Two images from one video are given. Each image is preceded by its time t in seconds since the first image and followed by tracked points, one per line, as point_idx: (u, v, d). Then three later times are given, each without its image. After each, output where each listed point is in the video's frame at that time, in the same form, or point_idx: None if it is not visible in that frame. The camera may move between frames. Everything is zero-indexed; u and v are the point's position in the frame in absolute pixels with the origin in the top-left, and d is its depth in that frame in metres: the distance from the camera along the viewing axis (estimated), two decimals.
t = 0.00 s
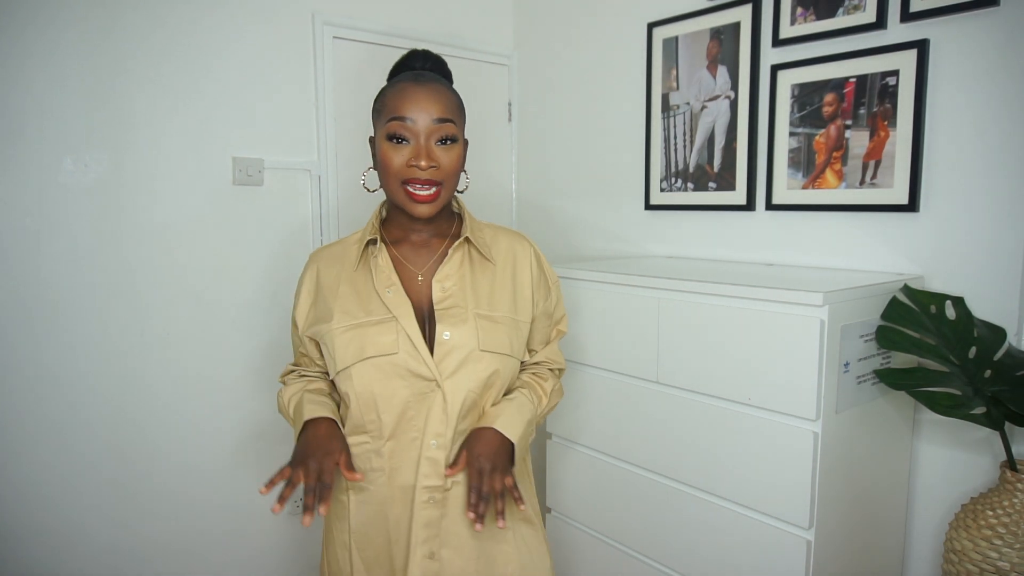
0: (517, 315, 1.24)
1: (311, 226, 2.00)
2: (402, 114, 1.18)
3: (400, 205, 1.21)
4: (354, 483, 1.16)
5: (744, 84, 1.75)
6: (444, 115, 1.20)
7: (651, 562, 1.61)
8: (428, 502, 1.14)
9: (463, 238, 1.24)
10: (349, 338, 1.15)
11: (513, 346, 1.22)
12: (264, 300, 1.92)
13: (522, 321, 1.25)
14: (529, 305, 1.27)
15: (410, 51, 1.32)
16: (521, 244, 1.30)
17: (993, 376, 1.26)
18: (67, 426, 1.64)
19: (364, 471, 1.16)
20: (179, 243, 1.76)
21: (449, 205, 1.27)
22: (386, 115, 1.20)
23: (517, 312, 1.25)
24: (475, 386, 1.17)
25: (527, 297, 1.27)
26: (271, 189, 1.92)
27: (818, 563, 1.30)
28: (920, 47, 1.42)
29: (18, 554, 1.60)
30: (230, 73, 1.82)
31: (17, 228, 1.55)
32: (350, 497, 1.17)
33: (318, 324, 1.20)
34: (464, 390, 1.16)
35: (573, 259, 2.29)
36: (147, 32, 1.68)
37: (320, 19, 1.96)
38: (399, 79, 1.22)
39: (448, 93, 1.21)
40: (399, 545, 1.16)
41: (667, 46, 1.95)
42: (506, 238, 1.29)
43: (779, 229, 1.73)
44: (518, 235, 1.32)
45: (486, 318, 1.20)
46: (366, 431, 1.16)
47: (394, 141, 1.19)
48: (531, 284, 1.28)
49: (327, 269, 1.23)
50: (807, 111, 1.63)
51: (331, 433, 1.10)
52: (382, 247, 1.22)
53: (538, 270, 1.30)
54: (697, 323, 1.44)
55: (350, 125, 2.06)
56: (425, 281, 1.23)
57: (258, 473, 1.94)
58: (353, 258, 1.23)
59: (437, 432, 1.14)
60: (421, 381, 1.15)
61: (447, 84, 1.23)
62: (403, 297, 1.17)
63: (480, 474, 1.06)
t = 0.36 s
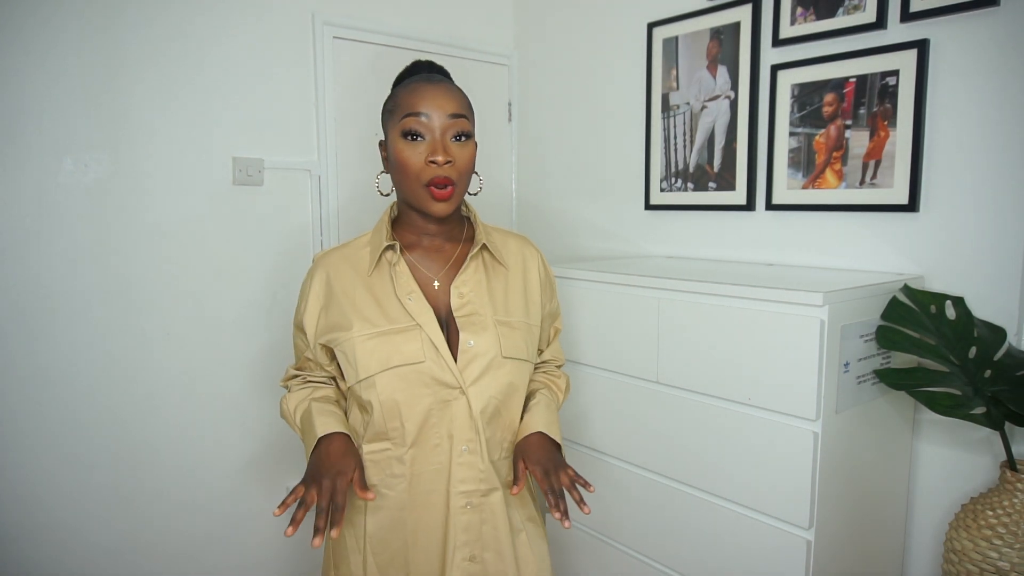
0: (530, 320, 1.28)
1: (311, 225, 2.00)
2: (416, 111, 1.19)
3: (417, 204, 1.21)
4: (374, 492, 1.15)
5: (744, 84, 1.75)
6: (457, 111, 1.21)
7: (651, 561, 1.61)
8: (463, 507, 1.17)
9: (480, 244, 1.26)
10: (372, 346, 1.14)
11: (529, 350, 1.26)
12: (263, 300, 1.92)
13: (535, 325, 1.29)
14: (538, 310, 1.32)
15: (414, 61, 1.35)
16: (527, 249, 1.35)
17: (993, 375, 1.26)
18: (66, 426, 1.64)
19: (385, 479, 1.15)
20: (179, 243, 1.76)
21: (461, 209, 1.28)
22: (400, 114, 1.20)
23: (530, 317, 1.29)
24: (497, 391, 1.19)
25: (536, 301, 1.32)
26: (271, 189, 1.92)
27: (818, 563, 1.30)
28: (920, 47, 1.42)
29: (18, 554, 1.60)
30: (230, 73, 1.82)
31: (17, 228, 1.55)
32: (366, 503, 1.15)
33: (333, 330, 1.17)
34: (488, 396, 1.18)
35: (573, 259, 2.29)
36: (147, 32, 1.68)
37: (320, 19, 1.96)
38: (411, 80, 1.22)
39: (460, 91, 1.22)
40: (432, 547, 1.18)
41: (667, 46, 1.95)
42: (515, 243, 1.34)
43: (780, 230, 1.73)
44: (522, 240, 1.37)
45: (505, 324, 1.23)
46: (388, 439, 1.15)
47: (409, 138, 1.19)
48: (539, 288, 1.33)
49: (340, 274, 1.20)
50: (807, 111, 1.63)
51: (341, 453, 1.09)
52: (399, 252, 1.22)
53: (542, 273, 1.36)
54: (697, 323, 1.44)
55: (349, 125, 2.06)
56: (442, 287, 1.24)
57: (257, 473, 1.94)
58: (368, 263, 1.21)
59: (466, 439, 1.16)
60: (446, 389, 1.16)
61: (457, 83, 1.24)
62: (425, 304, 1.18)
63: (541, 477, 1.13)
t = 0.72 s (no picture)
0: (531, 321, 1.29)
1: (310, 225, 2.00)
2: (422, 118, 1.19)
3: (421, 209, 1.21)
4: (375, 492, 1.15)
5: (744, 84, 1.75)
6: (463, 119, 1.21)
7: (650, 561, 1.61)
8: (469, 504, 1.18)
9: (483, 245, 1.26)
10: (375, 346, 1.14)
11: (532, 350, 1.27)
12: (263, 300, 1.92)
13: (536, 326, 1.30)
14: (539, 312, 1.33)
15: (417, 55, 1.33)
16: (528, 251, 1.36)
17: (993, 375, 1.25)
18: (66, 426, 1.64)
19: (387, 479, 1.15)
20: (179, 243, 1.76)
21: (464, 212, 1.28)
22: (405, 119, 1.20)
23: (531, 318, 1.30)
24: (500, 391, 1.20)
25: (536, 302, 1.33)
26: (271, 189, 1.92)
27: (818, 563, 1.30)
28: (920, 47, 1.42)
29: (17, 554, 1.60)
30: (230, 73, 1.82)
31: (16, 227, 1.55)
32: (366, 503, 1.15)
33: (336, 331, 1.17)
34: (491, 396, 1.18)
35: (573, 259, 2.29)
36: (147, 31, 1.68)
37: (320, 19, 1.96)
38: (416, 84, 1.22)
39: (465, 98, 1.22)
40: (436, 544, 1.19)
41: (667, 46, 1.95)
42: (516, 245, 1.34)
43: (780, 230, 1.73)
44: (524, 242, 1.37)
45: (508, 325, 1.23)
46: (391, 438, 1.15)
47: (415, 144, 1.19)
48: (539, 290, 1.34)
49: (342, 274, 1.20)
50: (807, 111, 1.63)
51: (315, 455, 1.07)
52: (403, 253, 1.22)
53: (541, 274, 1.37)
54: (697, 322, 1.44)
55: (349, 125, 2.06)
56: (444, 288, 1.24)
57: (257, 473, 1.94)
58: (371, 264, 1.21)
59: (470, 438, 1.17)
60: (449, 389, 1.16)
61: (462, 89, 1.24)
62: (429, 305, 1.18)
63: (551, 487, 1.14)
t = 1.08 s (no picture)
0: (527, 320, 1.29)
1: (310, 225, 2.00)
2: (417, 119, 1.18)
3: (415, 210, 1.21)
4: (371, 492, 1.15)
5: (744, 83, 1.75)
6: (458, 120, 1.21)
7: (650, 562, 1.61)
8: (464, 504, 1.18)
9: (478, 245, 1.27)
10: (370, 346, 1.14)
11: (527, 350, 1.27)
12: (263, 300, 1.92)
13: (532, 326, 1.30)
14: (535, 311, 1.33)
15: (414, 54, 1.33)
16: (526, 251, 1.36)
17: (993, 376, 1.25)
18: (66, 425, 1.64)
19: (383, 479, 1.15)
20: (179, 243, 1.76)
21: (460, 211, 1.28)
22: (400, 119, 1.20)
23: (527, 318, 1.29)
24: (495, 391, 1.20)
25: (532, 302, 1.33)
26: (271, 189, 1.92)
27: (818, 563, 1.30)
28: (920, 47, 1.42)
29: (18, 554, 1.60)
30: (230, 73, 1.82)
31: (17, 227, 1.55)
32: (362, 503, 1.15)
33: (331, 330, 1.17)
34: (485, 395, 1.18)
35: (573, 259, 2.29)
36: (147, 31, 1.68)
37: (320, 19, 1.96)
38: (411, 84, 1.22)
39: (461, 98, 1.22)
40: (432, 543, 1.19)
41: (667, 46, 1.95)
42: (513, 245, 1.34)
43: (779, 230, 1.73)
44: (521, 241, 1.37)
45: (503, 325, 1.23)
46: (386, 438, 1.15)
47: (409, 145, 1.19)
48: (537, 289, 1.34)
49: (337, 274, 1.20)
50: (807, 111, 1.63)
51: (311, 453, 1.07)
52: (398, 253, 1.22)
53: (538, 273, 1.36)
54: (697, 322, 1.44)
55: (349, 125, 2.06)
56: (440, 288, 1.24)
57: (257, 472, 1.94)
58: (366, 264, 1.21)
59: (464, 438, 1.17)
60: (443, 388, 1.16)
61: (458, 89, 1.24)
62: (423, 304, 1.18)
63: (566, 481, 1.14)
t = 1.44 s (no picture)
0: (525, 320, 1.29)
1: (311, 225, 2.00)
2: (412, 119, 1.19)
3: (412, 210, 1.21)
4: (369, 492, 1.15)
5: (744, 83, 1.75)
6: (453, 120, 1.21)
7: (651, 561, 1.61)
8: (462, 506, 1.17)
9: (475, 244, 1.27)
10: (366, 347, 1.14)
11: (526, 350, 1.27)
12: (263, 300, 1.92)
13: (530, 325, 1.30)
14: (533, 311, 1.33)
15: (409, 55, 1.34)
16: (524, 250, 1.36)
17: (993, 376, 1.26)
18: (67, 425, 1.64)
19: (381, 480, 1.15)
20: (179, 243, 1.76)
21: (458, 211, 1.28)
22: (396, 120, 1.20)
23: (525, 317, 1.29)
24: (492, 391, 1.19)
25: (530, 302, 1.33)
26: (271, 189, 1.92)
27: (818, 563, 1.30)
28: (920, 47, 1.42)
29: (19, 554, 1.60)
30: (230, 73, 1.82)
31: (17, 228, 1.55)
32: (361, 504, 1.16)
33: (328, 332, 1.18)
34: (483, 396, 1.18)
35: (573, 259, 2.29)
36: (147, 32, 1.68)
37: (320, 19, 1.96)
38: (407, 84, 1.22)
39: (457, 98, 1.22)
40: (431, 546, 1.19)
41: (667, 46, 1.95)
42: (511, 244, 1.34)
43: (779, 230, 1.73)
44: (519, 241, 1.37)
45: (501, 325, 1.23)
46: (384, 439, 1.15)
47: (405, 145, 1.19)
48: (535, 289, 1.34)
49: (334, 275, 1.21)
50: (807, 111, 1.63)
51: (306, 452, 1.07)
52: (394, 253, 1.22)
53: (537, 272, 1.36)
54: (697, 322, 1.44)
55: (349, 124, 2.05)
56: (437, 288, 1.24)
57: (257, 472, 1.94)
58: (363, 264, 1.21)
59: (462, 439, 1.16)
60: (440, 389, 1.16)
61: (454, 89, 1.24)
62: (420, 305, 1.17)
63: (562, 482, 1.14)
